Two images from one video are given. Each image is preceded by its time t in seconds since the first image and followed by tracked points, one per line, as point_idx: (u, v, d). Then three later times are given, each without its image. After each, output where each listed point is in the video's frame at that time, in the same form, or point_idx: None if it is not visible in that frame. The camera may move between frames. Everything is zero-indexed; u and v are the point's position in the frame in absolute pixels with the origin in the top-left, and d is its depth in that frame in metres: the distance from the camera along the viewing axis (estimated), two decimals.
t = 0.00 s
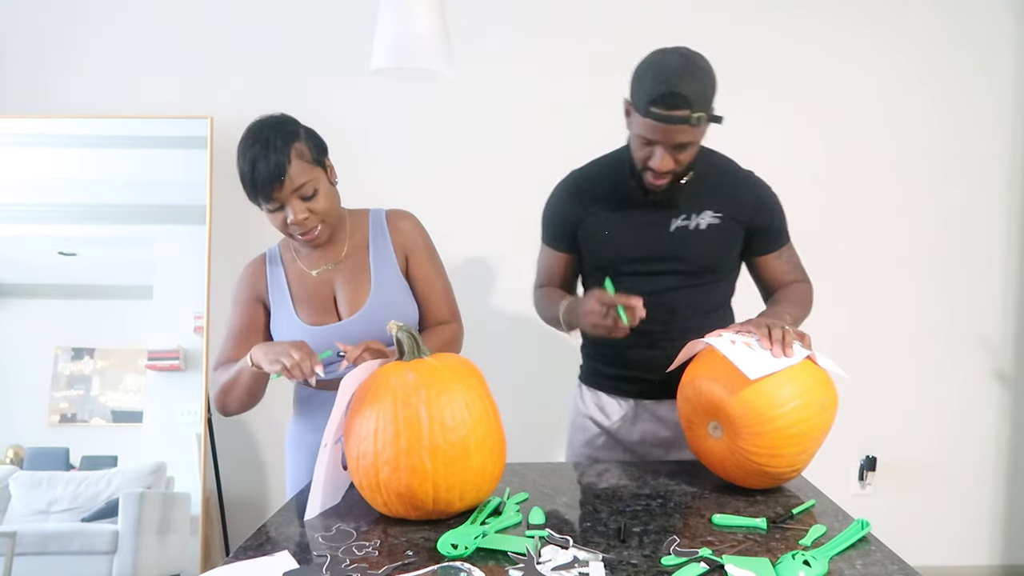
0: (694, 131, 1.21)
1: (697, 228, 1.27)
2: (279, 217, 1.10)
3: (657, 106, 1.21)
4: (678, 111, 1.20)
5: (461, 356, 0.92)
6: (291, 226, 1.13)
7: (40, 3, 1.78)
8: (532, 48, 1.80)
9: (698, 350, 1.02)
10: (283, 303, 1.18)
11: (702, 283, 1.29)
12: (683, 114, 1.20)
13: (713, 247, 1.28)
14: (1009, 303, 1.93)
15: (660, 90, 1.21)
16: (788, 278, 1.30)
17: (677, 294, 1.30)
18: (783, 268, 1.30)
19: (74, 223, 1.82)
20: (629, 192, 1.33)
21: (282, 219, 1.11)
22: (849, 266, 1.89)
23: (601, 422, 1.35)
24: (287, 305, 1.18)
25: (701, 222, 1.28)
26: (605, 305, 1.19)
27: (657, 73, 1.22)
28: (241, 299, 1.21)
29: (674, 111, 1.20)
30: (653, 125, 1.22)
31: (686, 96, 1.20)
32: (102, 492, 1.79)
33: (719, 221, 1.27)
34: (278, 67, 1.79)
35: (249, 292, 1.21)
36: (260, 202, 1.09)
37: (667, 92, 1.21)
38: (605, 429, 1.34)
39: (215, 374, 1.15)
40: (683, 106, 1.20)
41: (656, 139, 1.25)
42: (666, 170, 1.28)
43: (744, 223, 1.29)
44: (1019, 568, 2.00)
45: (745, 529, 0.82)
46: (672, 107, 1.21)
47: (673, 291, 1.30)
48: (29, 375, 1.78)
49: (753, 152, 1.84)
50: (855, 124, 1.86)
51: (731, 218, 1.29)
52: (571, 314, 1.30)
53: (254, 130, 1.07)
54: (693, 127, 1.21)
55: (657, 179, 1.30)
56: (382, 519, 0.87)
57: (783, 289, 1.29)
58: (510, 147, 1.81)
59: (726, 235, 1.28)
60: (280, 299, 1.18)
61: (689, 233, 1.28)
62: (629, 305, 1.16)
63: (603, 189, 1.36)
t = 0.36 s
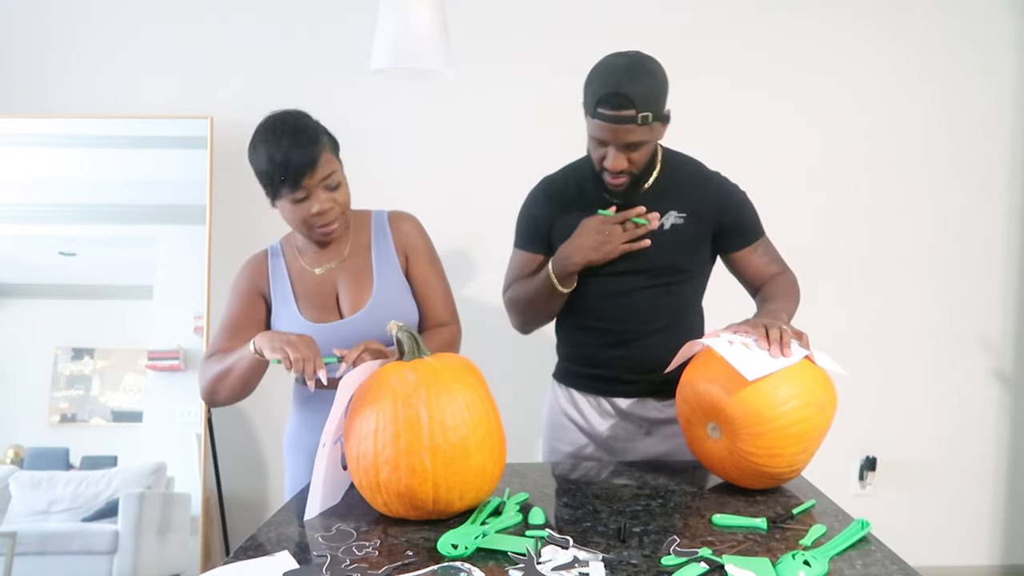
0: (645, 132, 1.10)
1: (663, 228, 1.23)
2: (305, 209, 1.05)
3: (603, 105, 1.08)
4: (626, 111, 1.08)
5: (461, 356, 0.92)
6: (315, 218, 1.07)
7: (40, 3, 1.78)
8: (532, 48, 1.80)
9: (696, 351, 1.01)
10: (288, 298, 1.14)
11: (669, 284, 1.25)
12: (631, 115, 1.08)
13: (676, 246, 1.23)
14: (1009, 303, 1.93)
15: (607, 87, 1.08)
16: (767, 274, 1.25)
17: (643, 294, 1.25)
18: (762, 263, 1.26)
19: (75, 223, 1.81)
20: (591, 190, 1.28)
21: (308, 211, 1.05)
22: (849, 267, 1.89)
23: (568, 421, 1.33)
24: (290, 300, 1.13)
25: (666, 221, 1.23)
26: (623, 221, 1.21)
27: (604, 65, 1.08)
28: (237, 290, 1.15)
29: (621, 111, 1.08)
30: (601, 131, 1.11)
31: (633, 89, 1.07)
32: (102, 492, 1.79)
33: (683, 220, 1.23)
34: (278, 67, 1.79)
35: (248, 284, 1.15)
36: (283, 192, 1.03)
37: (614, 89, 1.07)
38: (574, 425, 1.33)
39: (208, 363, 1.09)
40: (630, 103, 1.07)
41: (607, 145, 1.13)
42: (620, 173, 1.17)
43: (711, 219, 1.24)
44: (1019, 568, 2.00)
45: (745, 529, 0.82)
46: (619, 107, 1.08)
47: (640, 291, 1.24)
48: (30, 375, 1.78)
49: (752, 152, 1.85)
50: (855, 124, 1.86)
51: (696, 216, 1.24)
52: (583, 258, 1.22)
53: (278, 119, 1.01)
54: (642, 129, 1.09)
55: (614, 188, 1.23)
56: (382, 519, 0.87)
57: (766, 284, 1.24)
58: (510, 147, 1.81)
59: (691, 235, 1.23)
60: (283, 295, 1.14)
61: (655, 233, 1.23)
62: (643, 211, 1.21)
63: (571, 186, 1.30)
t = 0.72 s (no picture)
0: (628, 130, 1.11)
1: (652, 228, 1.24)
2: (358, 189, 1.04)
3: (586, 107, 1.10)
4: (607, 109, 1.09)
5: (460, 356, 0.92)
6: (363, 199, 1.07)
7: (40, 3, 1.78)
8: (532, 48, 1.80)
9: (696, 351, 1.01)
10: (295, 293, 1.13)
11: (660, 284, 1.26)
12: (613, 114, 1.09)
13: (665, 246, 1.24)
14: (1009, 303, 1.93)
15: (589, 88, 1.09)
16: (758, 273, 1.25)
17: (635, 294, 1.25)
18: (753, 262, 1.26)
19: (75, 223, 1.81)
20: (579, 193, 1.29)
21: (361, 191, 1.04)
22: (849, 267, 1.89)
23: (564, 421, 1.33)
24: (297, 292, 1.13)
25: (655, 222, 1.24)
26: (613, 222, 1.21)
27: (585, 70, 1.11)
28: (239, 283, 1.13)
29: (604, 109, 1.09)
30: (585, 131, 1.12)
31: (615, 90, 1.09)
32: (101, 492, 1.78)
33: (671, 220, 1.24)
34: (278, 67, 1.79)
35: (251, 277, 1.13)
36: (339, 171, 1.02)
37: (596, 89, 1.09)
38: (569, 425, 1.33)
39: (208, 357, 1.08)
40: (613, 103, 1.09)
41: (592, 145, 1.13)
42: (610, 175, 1.16)
43: (703, 218, 1.25)
44: (1019, 568, 2.00)
45: (745, 529, 0.82)
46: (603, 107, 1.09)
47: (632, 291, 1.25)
48: (30, 375, 1.78)
49: (751, 152, 1.85)
50: (855, 124, 1.86)
51: (686, 215, 1.25)
52: (574, 260, 1.20)
53: (325, 110, 1.04)
54: (626, 127, 1.10)
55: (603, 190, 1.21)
56: (382, 519, 0.87)
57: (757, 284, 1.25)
58: (510, 147, 1.81)
59: (681, 234, 1.24)
60: (290, 288, 1.13)
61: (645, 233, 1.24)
62: (633, 213, 1.22)
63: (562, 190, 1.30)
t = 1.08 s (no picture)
0: (622, 130, 1.40)
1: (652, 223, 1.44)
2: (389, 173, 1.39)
3: (584, 108, 1.41)
4: (601, 111, 1.40)
5: (460, 356, 0.92)
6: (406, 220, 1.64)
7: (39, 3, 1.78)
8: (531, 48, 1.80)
9: (695, 351, 1.02)
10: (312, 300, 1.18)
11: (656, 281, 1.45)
12: (608, 115, 1.40)
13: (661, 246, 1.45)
14: (1009, 302, 1.93)
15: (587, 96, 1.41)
16: (754, 273, 1.50)
17: (631, 291, 1.44)
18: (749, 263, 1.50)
19: (75, 224, 1.82)
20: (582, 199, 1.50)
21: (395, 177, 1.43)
22: (849, 267, 1.89)
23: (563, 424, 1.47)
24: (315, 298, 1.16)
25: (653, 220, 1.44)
26: (616, 227, 1.45)
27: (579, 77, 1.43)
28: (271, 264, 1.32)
29: (599, 111, 1.41)
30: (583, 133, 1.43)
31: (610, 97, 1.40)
32: (101, 492, 1.80)
33: (668, 218, 1.45)
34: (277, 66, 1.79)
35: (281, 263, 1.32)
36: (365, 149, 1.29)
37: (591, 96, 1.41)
38: (568, 426, 1.49)
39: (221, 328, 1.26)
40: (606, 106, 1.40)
41: (590, 145, 1.44)
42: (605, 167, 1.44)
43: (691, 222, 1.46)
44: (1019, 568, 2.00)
45: (745, 529, 0.82)
46: (597, 109, 1.41)
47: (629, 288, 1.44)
48: (30, 375, 1.79)
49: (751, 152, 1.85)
50: (854, 124, 1.86)
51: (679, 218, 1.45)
52: (576, 260, 1.46)
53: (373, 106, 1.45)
54: (620, 126, 1.40)
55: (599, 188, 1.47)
56: (382, 519, 0.87)
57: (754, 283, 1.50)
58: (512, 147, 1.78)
59: (675, 232, 1.45)
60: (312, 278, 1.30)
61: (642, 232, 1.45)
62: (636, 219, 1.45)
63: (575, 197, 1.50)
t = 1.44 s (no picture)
0: (620, 130, 1.32)
1: (648, 229, 1.33)
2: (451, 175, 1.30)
3: (580, 106, 1.32)
4: (600, 109, 1.31)
5: (460, 356, 0.92)
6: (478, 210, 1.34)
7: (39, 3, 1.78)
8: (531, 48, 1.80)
9: (695, 350, 1.02)
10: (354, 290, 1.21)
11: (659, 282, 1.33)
12: (607, 113, 1.31)
13: (661, 245, 1.34)
14: (1009, 303, 1.93)
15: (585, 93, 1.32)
16: (755, 273, 1.40)
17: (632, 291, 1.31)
18: (748, 263, 1.39)
19: (75, 223, 1.82)
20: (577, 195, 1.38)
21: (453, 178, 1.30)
22: (849, 267, 1.89)
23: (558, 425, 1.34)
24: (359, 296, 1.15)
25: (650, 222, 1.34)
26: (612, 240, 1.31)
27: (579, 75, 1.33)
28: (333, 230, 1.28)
29: (596, 109, 1.32)
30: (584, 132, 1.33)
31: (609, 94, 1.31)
32: (101, 492, 1.79)
33: (665, 219, 1.34)
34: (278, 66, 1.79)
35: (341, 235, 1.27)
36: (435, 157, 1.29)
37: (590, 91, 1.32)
38: (566, 427, 1.35)
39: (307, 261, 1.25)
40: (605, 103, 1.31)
41: (588, 145, 1.34)
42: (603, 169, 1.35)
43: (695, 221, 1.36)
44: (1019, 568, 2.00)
45: (745, 529, 0.82)
46: (594, 107, 1.32)
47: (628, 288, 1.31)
48: (30, 375, 1.78)
49: (752, 152, 1.85)
50: (854, 124, 1.86)
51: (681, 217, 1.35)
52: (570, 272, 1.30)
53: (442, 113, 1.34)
54: (619, 126, 1.31)
55: (598, 187, 1.36)
56: (382, 519, 0.87)
57: (754, 283, 1.38)
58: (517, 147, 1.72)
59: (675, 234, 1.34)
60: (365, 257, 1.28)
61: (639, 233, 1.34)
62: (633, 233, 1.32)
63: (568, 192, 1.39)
